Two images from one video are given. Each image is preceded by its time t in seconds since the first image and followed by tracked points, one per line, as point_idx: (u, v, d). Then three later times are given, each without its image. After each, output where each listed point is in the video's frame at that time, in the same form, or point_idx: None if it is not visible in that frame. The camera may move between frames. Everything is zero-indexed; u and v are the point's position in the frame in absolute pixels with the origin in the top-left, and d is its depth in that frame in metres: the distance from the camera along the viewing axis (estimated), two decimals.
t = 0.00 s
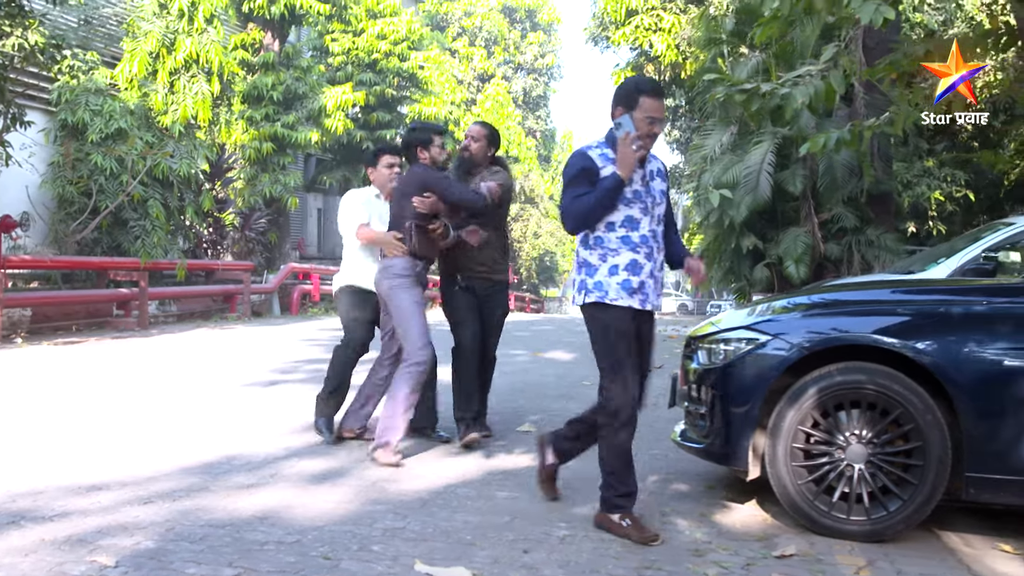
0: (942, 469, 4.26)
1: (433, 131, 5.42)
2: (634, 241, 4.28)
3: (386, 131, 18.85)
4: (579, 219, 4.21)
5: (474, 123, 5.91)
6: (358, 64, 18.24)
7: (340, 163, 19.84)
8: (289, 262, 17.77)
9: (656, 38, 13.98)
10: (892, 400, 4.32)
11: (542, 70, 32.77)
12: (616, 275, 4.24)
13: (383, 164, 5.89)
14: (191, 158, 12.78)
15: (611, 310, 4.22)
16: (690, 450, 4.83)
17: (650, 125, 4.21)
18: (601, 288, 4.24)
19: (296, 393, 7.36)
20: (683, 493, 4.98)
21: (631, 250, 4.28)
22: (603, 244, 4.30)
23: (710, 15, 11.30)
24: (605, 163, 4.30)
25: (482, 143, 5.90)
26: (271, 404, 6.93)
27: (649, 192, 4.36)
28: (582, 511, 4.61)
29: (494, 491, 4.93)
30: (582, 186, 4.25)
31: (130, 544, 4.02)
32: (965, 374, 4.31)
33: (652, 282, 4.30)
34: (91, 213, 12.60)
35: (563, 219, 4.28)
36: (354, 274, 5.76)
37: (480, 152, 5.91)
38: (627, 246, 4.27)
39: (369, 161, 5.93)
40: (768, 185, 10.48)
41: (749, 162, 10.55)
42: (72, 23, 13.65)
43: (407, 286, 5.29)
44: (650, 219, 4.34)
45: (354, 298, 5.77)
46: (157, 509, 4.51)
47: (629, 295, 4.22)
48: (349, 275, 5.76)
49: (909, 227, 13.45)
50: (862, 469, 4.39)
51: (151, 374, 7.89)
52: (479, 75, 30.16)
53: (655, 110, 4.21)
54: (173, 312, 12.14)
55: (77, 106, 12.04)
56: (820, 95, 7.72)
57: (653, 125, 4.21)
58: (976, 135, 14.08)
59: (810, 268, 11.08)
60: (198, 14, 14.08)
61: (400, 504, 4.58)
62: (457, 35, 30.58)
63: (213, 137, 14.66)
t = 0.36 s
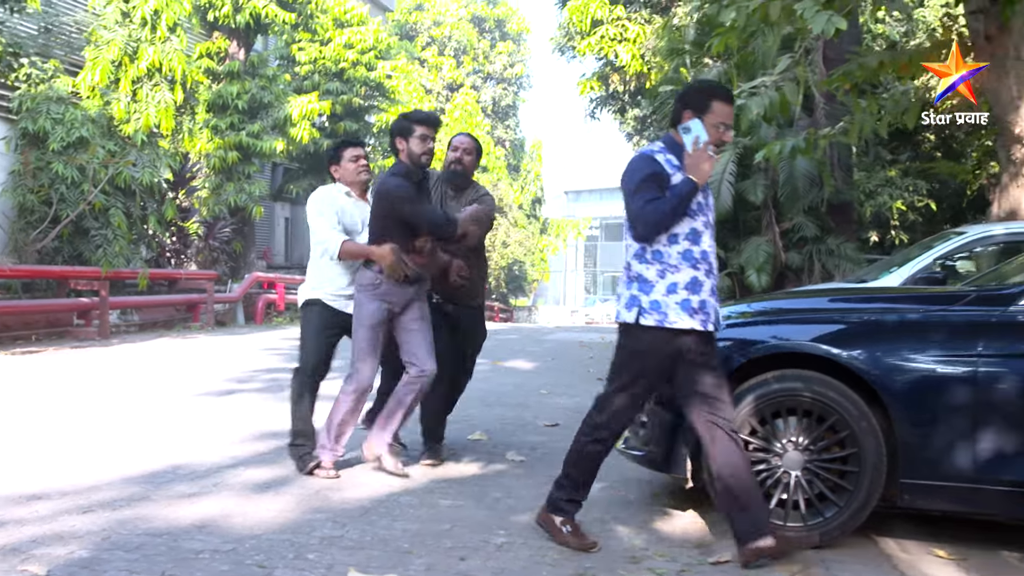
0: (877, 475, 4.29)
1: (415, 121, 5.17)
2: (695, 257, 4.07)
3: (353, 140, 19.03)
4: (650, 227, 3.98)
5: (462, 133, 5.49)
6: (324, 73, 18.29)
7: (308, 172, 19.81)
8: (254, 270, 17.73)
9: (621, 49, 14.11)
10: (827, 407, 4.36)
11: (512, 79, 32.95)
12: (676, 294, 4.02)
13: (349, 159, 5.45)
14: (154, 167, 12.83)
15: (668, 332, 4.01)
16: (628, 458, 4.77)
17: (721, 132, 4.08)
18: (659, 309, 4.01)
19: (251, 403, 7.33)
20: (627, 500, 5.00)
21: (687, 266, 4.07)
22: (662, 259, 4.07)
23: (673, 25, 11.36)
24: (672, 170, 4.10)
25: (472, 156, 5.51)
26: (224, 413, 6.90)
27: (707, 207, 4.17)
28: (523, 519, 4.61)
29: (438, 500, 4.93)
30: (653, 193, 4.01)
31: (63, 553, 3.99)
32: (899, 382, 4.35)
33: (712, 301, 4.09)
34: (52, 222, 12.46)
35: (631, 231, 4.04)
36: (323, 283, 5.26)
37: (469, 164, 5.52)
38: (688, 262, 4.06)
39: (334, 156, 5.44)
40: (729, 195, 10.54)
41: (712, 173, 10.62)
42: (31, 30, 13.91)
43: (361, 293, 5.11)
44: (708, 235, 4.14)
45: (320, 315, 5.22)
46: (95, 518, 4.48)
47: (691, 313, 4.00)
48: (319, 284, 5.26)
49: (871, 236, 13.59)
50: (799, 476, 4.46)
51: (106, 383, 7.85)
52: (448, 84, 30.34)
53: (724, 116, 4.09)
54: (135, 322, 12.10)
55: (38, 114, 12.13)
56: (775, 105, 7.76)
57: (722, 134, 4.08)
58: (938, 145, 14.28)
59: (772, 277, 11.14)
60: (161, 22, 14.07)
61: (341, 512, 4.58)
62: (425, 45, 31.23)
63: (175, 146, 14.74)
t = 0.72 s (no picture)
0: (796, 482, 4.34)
1: (429, 112, 4.80)
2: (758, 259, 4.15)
3: (305, 150, 19.03)
4: (711, 236, 3.97)
5: (453, 143, 5.14)
6: (277, 82, 18.50)
7: (258, 182, 19.72)
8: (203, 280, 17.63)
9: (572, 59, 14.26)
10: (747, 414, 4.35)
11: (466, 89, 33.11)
12: (749, 297, 4.10)
13: (341, 170, 5.10)
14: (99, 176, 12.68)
15: (748, 334, 4.09)
16: (556, 467, 4.82)
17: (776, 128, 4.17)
18: (736, 312, 4.08)
19: (188, 412, 7.27)
20: (555, 508, 5.01)
21: (750, 267, 4.14)
22: (732, 263, 4.15)
23: (621, 36, 11.42)
24: (738, 169, 4.09)
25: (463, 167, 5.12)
26: (159, 423, 6.84)
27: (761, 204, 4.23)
28: (447, 527, 4.61)
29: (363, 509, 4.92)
30: (719, 201, 4.02)
31: None
32: (814, 390, 4.37)
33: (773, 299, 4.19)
34: None
35: (690, 242, 4.06)
36: (293, 292, 4.77)
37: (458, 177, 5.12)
38: (754, 263, 4.15)
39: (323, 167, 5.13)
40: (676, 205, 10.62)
41: (657, 183, 10.50)
42: None
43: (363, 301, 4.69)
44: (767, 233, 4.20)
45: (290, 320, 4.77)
46: (13, 529, 4.42)
47: (760, 315, 4.11)
48: (288, 293, 4.77)
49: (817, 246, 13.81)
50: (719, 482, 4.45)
51: (40, 394, 7.75)
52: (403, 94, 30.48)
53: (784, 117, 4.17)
54: (80, 332, 11.97)
55: None
56: (716, 118, 7.73)
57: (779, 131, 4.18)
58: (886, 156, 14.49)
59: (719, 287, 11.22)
60: (107, 30, 13.94)
61: (264, 522, 4.56)
62: (380, 53, 31.85)
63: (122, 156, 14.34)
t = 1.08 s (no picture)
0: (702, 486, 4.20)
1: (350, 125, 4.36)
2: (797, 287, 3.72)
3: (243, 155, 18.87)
4: (742, 280, 3.60)
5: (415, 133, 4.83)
6: (213, 87, 18.46)
7: (194, 188, 19.56)
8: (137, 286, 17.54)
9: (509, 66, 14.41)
10: (654, 420, 4.26)
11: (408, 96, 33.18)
12: (787, 330, 3.67)
13: (264, 164, 4.60)
14: (26, 181, 13.39)
15: (786, 371, 3.67)
16: (466, 471, 4.77)
17: (796, 155, 3.83)
18: (775, 347, 3.65)
19: (109, 420, 7.20)
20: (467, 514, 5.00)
21: (788, 299, 3.71)
22: (768, 296, 3.69)
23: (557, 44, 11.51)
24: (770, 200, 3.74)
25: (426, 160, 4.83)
26: (77, 432, 6.77)
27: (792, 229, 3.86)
28: (357, 534, 4.62)
29: (274, 516, 4.91)
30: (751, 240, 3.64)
31: None
32: (714, 389, 4.20)
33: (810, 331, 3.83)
34: None
35: (717, 281, 3.66)
36: (245, 301, 4.35)
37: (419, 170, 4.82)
38: (791, 293, 3.71)
39: (242, 164, 4.61)
40: (608, 212, 10.76)
41: (590, 190, 10.78)
42: None
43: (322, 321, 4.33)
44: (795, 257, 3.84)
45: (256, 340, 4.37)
46: None
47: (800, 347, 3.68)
48: (240, 304, 4.34)
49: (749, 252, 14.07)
50: (627, 488, 4.35)
51: None
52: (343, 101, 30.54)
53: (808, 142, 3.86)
54: (8, 338, 11.77)
55: None
56: (643, 127, 7.73)
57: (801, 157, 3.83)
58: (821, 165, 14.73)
59: (651, 293, 11.38)
60: (36, 33, 13.67)
61: (173, 530, 4.55)
62: (320, 59, 31.98)
63: (51, 159, 14.97)
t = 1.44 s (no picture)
0: (648, 486, 4.17)
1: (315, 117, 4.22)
2: (781, 284, 3.62)
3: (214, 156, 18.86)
4: (709, 273, 3.58)
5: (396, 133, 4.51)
6: (184, 88, 18.45)
7: (165, 189, 19.50)
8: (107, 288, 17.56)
9: (480, 68, 14.67)
10: (600, 420, 4.25)
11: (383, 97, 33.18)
12: (760, 326, 3.60)
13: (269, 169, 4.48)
14: None
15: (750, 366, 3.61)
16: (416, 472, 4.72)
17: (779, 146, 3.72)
18: (742, 342, 3.60)
19: (69, 422, 7.18)
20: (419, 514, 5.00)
21: (773, 297, 3.63)
22: (746, 290, 3.64)
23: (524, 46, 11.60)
24: (753, 193, 3.68)
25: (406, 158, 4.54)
26: (35, 434, 6.74)
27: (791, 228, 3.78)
28: (306, 536, 4.62)
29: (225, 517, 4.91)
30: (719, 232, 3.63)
31: None
32: (658, 389, 4.19)
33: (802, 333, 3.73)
34: None
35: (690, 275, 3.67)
36: (232, 320, 4.06)
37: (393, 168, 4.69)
38: (772, 289, 3.63)
39: (246, 176, 4.39)
40: (575, 214, 11.03)
41: (558, 191, 11.07)
42: None
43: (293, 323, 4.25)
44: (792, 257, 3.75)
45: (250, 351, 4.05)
46: None
47: (779, 347, 3.60)
48: (226, 322, 4.05)
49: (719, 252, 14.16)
50: (574, 488, 4.33)
51: None
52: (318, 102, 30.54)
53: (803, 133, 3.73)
54: None
55: None
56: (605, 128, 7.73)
57: (795, 149, 3.72)
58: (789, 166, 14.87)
59: (619, 294, 11.44)
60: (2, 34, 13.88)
61: (120, 532, 4.55)
62: (294, 61, 31.96)
63: (18, 160, 14.88)
